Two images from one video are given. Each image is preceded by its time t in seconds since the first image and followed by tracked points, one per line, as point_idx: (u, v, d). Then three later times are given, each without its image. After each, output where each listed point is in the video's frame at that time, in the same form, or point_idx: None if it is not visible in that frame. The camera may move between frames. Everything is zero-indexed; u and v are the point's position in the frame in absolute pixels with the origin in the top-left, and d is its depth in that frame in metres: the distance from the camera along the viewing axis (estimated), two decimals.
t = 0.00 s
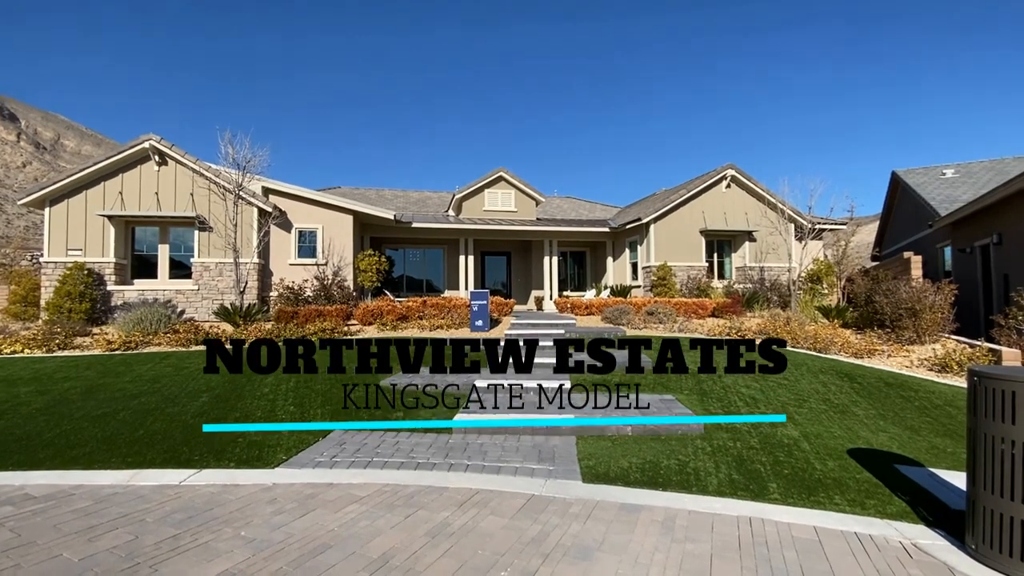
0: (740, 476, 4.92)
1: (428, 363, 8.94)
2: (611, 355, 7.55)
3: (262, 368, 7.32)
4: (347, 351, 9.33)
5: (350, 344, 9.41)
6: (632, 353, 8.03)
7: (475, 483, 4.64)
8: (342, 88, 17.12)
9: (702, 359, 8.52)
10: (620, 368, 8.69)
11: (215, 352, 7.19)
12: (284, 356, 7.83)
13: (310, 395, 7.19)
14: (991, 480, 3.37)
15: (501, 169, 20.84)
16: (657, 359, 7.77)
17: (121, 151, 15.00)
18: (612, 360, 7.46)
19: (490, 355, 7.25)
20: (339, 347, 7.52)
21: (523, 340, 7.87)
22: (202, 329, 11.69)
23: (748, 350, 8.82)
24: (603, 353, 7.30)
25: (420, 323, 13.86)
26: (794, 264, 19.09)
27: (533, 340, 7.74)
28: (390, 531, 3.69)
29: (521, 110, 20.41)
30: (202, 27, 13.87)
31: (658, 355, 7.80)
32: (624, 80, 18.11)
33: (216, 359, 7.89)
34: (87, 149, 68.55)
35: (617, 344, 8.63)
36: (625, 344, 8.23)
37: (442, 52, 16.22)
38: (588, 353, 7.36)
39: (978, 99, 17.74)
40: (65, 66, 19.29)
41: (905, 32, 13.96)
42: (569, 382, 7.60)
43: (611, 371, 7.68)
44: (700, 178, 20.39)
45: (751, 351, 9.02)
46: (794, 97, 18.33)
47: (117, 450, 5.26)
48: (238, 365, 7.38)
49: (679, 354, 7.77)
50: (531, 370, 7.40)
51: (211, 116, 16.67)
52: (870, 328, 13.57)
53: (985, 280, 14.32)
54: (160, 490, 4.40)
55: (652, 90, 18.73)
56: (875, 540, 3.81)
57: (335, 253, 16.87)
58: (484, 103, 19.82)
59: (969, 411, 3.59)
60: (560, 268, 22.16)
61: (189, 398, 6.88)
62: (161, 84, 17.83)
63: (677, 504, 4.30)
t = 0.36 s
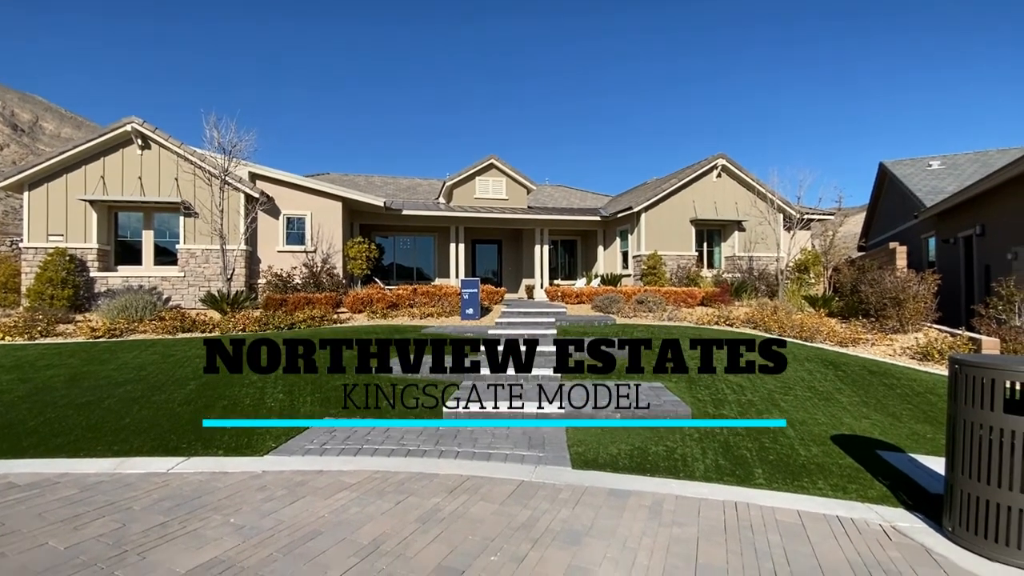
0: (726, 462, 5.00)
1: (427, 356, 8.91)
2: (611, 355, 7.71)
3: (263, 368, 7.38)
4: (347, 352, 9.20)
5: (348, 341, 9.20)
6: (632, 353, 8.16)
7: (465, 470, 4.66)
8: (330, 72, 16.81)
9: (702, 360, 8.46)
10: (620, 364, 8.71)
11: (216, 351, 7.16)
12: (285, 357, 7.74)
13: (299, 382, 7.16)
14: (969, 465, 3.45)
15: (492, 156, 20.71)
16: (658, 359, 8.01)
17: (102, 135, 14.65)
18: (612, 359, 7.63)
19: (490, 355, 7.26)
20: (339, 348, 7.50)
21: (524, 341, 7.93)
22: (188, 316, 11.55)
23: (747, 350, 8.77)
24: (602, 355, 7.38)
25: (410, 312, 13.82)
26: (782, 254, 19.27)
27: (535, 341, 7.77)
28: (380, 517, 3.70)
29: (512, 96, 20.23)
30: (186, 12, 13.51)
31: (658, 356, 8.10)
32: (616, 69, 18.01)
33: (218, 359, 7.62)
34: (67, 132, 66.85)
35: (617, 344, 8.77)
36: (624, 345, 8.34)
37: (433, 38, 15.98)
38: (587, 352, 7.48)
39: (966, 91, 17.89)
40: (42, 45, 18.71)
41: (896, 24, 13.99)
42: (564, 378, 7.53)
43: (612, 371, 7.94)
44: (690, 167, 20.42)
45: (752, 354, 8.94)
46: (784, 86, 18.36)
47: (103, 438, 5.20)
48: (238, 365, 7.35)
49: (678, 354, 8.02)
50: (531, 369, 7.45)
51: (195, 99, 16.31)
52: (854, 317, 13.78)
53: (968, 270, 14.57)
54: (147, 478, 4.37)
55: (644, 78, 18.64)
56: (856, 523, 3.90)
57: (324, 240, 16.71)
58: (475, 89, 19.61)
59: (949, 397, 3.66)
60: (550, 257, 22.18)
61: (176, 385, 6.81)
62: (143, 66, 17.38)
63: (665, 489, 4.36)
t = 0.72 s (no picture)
0: (725, 464, 4.98)
1: (427, 357, 8.90)
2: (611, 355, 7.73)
3: (262, 368, 7.50)
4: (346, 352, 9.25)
5: (348, 341, 9.28)
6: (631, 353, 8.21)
7: (463, 474, 4.63)
8: (327, 75, 16.81)
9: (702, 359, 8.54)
10: (620, 364, 8.73)
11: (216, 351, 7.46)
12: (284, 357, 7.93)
13: (297, 386, 7.13)
14: (969, 467, 3.45)
15: (490, 159, 20.73)
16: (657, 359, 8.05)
17: (98, 139, 14.61)
18: (612, 359, 7.68)
19: (490, 354, 7.39)
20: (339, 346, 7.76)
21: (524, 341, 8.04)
22: (185, 320, 11.50)
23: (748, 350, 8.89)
24: (602, 354, 7.42)
25: (408, 315, 13.80)
26: (779, 256, 19.33)
27: (534, 341, 7.87)
28: (378, 522, 3.67)
29: (509, 99, 20.28)
30: (184, 15, 13.52)
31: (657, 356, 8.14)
32: (613, 74, 18.08)
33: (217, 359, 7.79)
34: (63, 136, 66.62)
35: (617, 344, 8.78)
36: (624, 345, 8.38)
37: (429, 41, 16.00)
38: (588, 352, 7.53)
39: (960, 94, 18.00)
40: (38, 49, 18.66)
41: (891, 28, 14.09)
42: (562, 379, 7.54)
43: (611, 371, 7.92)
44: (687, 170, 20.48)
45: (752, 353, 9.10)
46: (780, 89, 18.45)
47: (97, 443, 5.17)
48: (237, 364, 7.56)
49: (679, 354, 8.08)
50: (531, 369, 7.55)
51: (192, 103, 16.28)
52: (851, 319, 13.83)
53: (964, 271, 14.64)
54: (142, 484, 4.33)
55: (641, 82, 18.71)
56: (855, 525, 3.89)
57: (321, 243, 16.69)
58: (472, 92, 19.63)
59: (947, 399, 3.66)
60: (548, 260, 22.19)
61: (172, 389, 6.78)
62: (140, 70, 17.35)
63: (663, 492, 4.35)
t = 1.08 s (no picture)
0: (725, 474, 4.96)
1: (427, 363, 8.92)
2: (611, 355, 7.71)
3: (262, 368, 7.83)
4: (346, 350, 9.37)
5: (348, 341, 9.45)
6: (632, 354, 8.24)
7: (462, 485, 4.61)
8: (327, 86, 16.94)
9: (702, 360, 8.71)
10: (619, 367, 8.75)
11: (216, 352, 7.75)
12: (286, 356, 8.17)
13: (295, 397, 7.09)
14: (970, 477, 3.43)
15: (488, 169, 20.83)
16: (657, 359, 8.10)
17: (97, 149, 14.65)
18: (612, 359, 7.67)
19: (490, 355, 7.52)
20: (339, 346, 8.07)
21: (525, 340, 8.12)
22: (182, 330, 11.45)
23: (747, 349, 9.22)
24: (602, 355, 7.45)
25: (407, 324, 13.77)
26: (776, 265, 19.39)
27: (535, 340, 7.96)
28: (376, 534, 3.64)
29: (508, 109, 20.41)
30: (185, 26, 13.65)
31: (658, 355, 8.35)
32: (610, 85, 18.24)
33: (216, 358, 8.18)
34: (62, 147, 66.71)
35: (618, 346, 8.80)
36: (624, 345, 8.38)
37: (429, 52, 16.13)
38: (587, 353, 7.55)
39: (954, 104, 18.18)
40: (38, 60, 18.75)
41: (884, 38, 14.27)
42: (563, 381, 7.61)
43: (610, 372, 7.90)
44: (685, 180, 20.61)
45: (752, 351, 9.40)
46: (776, 99, 18.62)
47: (93, 455, 5.12)
48: (237, 365, 7.95)
49: (679, 355, 8.12)
50: (531, 369, 7.63)
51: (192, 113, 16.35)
52: (850, 328, 13.85)
53: (961, 280, 14.68)
54: (138, 496, 4.29)
55: (638, 92, 18.90)
56: (857, 535, 3.87)
57: (319, 253, 16.70)
58: (471, 102, 19.75)
59: (947, 408, 3.66)
60: (547, 269, 22.23)
61: (169, 400, 6.73)
62: (140, 81, 17.45)
63: (663, 502, 4.32)
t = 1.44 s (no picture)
0: (724, 475, 4.97)
1: (426, 363, 8.92)
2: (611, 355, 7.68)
3: (262, 368, 7.85)
4: (346, 350, 9.40)
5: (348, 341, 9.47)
6: (632, 354, 8.19)
7: (461, 486, 4.60)
8: (325, 87, 16.95)
9: (702, 359, 8.72)
10: (618, 367, 8.77)
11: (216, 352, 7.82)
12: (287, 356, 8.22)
13: (294, 398, 7.09)
14: (969, 477, 3.44)
15: (486, 170, 20.84)
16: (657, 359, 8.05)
17: (95, 151, 14.62)
18: (612, 359, 7.64)
19: (490, 355, 7.51)
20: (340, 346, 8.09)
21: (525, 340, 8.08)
22: (180, 332, 11.43)
23: (746, 349, 9.27)
24: (602, 355, 7.43)
25: (406, 325, 13.76)
26: (774, 265, 19.43)
27: (535, 340, 7.92)
28: (375, 536, 3.64)
29: (506, 109, 20.42)
30: (183, 28, 13.65)
31: (658, 355, 8.42)
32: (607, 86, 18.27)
33: (216, 358, 8.21)
34: (60, 148, 66.61)
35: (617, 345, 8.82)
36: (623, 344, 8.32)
37: (427, 53, 16.13)
38: (587, 352, 7.53)
39: (951, 103, 18.24)
40: (35, 62, 18.71)
41: (880, 38, 14.34)
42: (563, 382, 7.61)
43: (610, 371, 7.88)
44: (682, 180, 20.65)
45: (751, 351, 9.43)
46: (773, 99, 18.69)
47: (90, 457, 5.11)
48: (238, 364, 8.02)
49: (678, 355, 8.12)
50: (531, 369, 7.60)
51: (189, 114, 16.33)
52: (848, 327, 13.90)
53: (958, 280, 14.73)
54: (136, 499, 4.28)
55: (635, 93, 18.95)
56: (855, 536, 3.88)
57: (317, 254, 16.68)
58: (469, 103, 19.76)
59: (945, 408, 3.67)
60: (545, 270, 22.26)
61: (167, 403, 6.71)
62: (137, 83, 17.43)
63: (663, 503, 4.32)
